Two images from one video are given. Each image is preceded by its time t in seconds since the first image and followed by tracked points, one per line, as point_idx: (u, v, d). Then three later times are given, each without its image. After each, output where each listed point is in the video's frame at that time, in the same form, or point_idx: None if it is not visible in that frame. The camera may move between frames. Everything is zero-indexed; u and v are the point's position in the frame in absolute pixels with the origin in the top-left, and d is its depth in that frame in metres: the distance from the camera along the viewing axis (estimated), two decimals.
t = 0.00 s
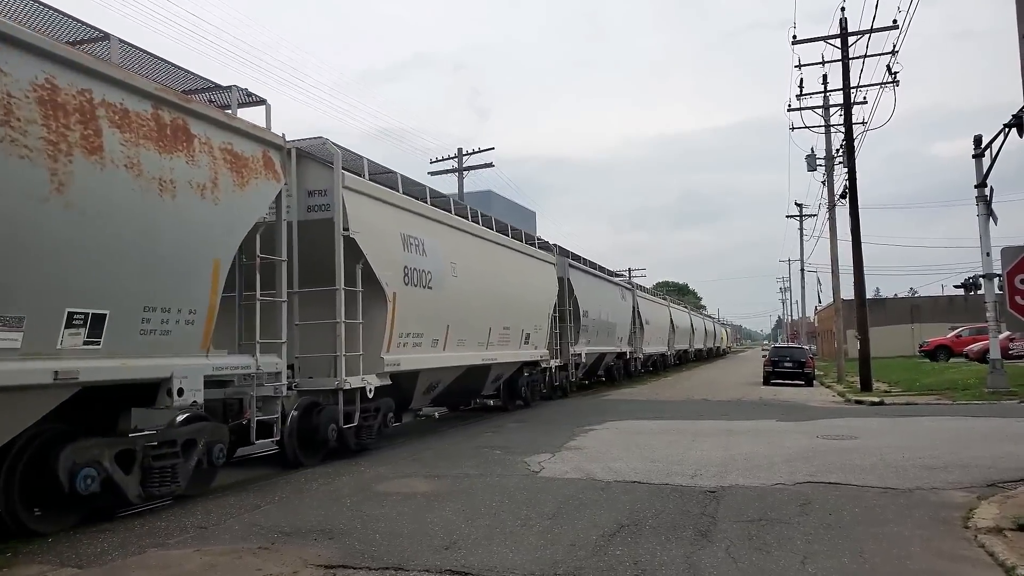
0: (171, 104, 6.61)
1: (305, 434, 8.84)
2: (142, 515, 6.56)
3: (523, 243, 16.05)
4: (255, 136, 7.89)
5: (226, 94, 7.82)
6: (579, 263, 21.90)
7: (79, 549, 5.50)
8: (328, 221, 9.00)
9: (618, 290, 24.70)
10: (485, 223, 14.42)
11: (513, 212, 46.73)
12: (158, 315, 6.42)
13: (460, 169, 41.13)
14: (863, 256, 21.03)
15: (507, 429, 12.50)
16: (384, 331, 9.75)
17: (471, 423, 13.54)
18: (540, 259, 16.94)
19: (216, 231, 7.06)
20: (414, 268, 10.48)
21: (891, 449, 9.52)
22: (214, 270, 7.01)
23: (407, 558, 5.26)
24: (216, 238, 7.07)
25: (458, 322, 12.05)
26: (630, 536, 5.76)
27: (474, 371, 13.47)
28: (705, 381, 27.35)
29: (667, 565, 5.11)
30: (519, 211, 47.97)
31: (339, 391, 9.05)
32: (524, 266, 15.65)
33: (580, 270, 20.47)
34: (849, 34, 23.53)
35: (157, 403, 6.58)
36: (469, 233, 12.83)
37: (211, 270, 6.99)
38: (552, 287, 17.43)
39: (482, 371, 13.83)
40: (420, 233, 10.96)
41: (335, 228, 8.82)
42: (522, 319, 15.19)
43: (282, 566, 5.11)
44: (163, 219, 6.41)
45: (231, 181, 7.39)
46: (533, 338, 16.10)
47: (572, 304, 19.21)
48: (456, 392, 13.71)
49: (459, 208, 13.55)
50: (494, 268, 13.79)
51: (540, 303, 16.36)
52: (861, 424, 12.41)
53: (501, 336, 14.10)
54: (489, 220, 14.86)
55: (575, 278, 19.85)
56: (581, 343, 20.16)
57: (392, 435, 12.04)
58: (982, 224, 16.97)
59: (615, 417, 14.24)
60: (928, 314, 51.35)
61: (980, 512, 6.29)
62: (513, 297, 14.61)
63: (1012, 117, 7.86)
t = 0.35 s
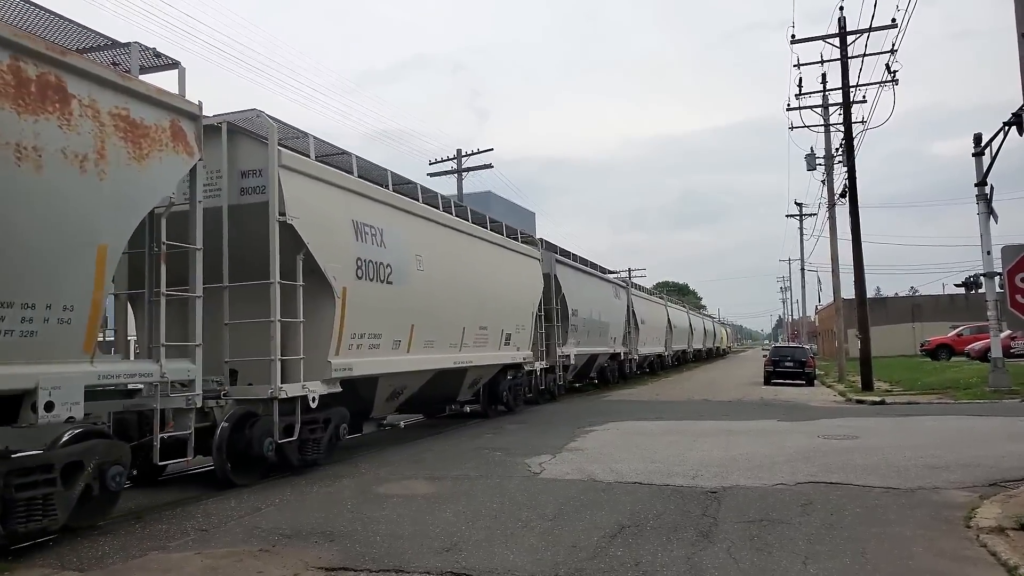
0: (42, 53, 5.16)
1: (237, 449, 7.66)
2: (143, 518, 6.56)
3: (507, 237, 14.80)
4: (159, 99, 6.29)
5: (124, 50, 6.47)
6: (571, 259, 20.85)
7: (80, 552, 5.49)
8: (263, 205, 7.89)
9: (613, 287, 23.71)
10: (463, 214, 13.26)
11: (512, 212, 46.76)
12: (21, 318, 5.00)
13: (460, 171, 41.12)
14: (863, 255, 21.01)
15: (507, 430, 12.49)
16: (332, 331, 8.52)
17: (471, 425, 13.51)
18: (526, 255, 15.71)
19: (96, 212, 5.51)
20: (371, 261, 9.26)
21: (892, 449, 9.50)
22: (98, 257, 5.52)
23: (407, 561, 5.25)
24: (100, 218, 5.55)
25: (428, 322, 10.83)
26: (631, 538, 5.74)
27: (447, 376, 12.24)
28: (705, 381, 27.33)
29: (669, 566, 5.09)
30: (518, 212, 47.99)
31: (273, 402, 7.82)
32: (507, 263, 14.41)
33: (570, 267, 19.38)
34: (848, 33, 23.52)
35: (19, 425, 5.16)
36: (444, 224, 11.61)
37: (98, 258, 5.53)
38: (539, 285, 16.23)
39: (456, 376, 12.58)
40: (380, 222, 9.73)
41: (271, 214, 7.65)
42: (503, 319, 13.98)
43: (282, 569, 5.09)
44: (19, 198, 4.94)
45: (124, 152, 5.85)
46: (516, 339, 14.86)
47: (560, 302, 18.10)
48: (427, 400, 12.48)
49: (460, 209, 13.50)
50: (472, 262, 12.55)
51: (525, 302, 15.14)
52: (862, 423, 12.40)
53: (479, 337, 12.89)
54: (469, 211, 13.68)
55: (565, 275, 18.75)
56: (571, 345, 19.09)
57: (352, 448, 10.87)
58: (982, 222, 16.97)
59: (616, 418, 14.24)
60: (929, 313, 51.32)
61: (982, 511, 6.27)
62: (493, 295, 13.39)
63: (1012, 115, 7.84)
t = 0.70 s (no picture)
0: None
1: (145, 469, 6.57)
2: (144, 521, 6.57)
3: (484, 231, 13.59)
4: (24, 51, 5.14)
5: None
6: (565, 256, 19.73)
7: (81, 556, 5.50)
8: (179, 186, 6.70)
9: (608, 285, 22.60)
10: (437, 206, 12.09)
11: (513, 215, 46.76)
12: None
13: (460, 174, 41.08)
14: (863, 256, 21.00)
15: (508, 433, 12.48)
16: (264, 331, 7.34)
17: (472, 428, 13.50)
18: (504, 251, 14.50)
19: None
20: (313, 252, 8.07)
21: (893, 450, 9.50)
22: None
23: (408, 563, 5.25)
24: None
25: (386, 322, 9.66)
26: (632, 540, 5.74)
27: (411, 382, 11.08)
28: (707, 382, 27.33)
29: (670, 568, 5.09)
30: (518, 215, 47.94)
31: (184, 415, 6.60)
32: (483, 259, 13.21)
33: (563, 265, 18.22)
34: (847, 35, 23.54)
35: None
36: (407, 214, 10.42)
37: None
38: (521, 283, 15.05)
39: (423, 381, 11.44)
40: (327, 208, 8.54)
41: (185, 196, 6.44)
42: (478, 319, 12.80)
43: (282, 571, 5.10)
44: None
45: None
46: (494, 341, 13.67)
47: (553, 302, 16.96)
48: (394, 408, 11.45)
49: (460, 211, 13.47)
50: (441, 257, 11.35)
51: (503, 302, 13.97)
52: (863, 424, 12.40)
53: (450, 340, 11.71)
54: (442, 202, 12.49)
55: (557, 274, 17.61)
56: (564, 346, 17.95)
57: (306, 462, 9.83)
58: (982, 223, 16.97)
59: (616, 420, 14.24)
60: (929, 314, 51.28)
61: (983, 513, 6.27)
62: (466, 293, 12.21)
63: (1011, 116, 7.85)
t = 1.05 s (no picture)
0: None
1: (11, 491, 5.34)
2: (144, 520, 6.56)
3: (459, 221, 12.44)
4: None
5: None
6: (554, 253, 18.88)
7: (81, 555, 5.49)
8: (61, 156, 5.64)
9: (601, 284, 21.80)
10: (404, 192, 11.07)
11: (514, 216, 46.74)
12: None
13: (461, 174, 41.00)
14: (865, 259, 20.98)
15: (509, 434, 12.45)
16: (173, 331, 6.26)
17: (474, 429, 13.49)
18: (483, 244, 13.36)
19: None
20: (240, 239, 7.00)
21: (893, 453, 9.49)
22: None
23: (408, 564, 5.24)
24: None
25: (337, 321, 8.54)
26: (633, 542, 5.73)
27: (370, 386, 10.00)
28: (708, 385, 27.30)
29: (671, 570, 5.08)
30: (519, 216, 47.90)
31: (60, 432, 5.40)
32: (458, 251, 12.07)
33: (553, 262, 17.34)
34: (850, 37, 23.53)
35: None
36: (363, 198, 9.28)
37: None
38: (502, 278, 13.94)
39: (386, 386, 10.34)
40: (261, 186, 7.42)
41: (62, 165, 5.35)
42: (452, 318, 11.68)
43: (283, 571, 5.09)
44: None
45: None
46: (471, 342, 12.53)
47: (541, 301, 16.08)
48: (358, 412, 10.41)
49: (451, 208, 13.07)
50: (405, 247, 10.19)
51: (482, 299, 12.84)
52: (864, 427, 12.38)
53: (417, 340, 10.58)
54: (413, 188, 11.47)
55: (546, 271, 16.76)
56: (552, 348, 17.05)
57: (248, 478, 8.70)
58: (986, 225, 16.93)
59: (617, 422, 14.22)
60: (931, 317, 51.19)
61: (985, 516, 6.25)
62: (437, 288, 11.06)
63: (1014, 119, 7.84)
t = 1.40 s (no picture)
0: None
1: None
2: (145, 523, 6.58)
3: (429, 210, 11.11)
4: None
5: None
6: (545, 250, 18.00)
7: (83, 558, 5.51)
8: None
9: (593, 283, 20.95)
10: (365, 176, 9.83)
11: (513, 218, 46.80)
12: None
13: (460, 176, 40.96)
14: (864, 259, 21.01)
15: (509, 436, 12.47)
16: (35, 334, 4.90)
17: (473, 431, 13.50)
18: (459, 236, 12.05)
19: None
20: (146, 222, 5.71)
21: (893, 453, 9.51)
22: None
23: (409, 566, 5.26)
24: None
25: (268, 321, 7.21)
26: (633, 543, 5.74)
27: (317, 393, 8.73)
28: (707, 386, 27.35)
29: (671, 571, 5.09)
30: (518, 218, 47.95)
31: None
32: (426, 243, 10.74)
33: (542, 258, 16.44)
34: (848, 38, 23.56)
35: None
36: (308, 178, 7.95)
37: None
38: (480, 274, 12.69)
39: (336, 392, 9.09)
40: (169, 158, 6.03)
41: None
42: (419, 318, 10.37)
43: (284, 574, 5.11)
44: None
45: None
46: (441, 343, 11.22)
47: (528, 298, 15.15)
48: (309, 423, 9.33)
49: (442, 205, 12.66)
50: (359, 237, 8.87)
51: (454, 296, 11.51)
52: (864, 428, 12.40)
53: (373, 344, 9.26)
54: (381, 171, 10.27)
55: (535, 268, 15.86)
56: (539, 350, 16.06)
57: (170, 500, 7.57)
58: (983, 226, 16.97)
59: (617, 423, 14.23)
60: (930, 317, 51.22)
61: (983, 516, 6.27)
62: (400, 285, 9.75)
63: (1012, 120, 7.87)
